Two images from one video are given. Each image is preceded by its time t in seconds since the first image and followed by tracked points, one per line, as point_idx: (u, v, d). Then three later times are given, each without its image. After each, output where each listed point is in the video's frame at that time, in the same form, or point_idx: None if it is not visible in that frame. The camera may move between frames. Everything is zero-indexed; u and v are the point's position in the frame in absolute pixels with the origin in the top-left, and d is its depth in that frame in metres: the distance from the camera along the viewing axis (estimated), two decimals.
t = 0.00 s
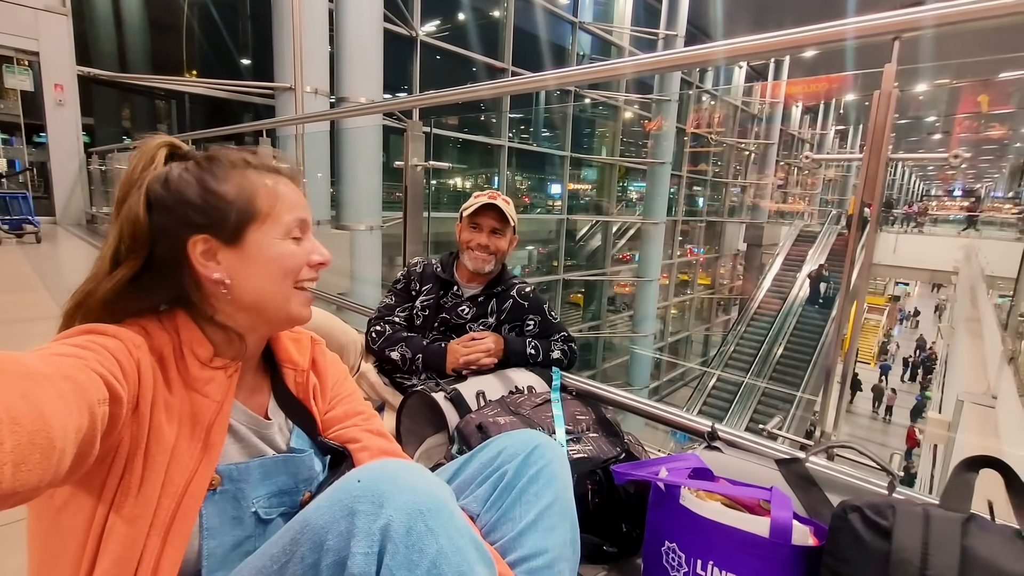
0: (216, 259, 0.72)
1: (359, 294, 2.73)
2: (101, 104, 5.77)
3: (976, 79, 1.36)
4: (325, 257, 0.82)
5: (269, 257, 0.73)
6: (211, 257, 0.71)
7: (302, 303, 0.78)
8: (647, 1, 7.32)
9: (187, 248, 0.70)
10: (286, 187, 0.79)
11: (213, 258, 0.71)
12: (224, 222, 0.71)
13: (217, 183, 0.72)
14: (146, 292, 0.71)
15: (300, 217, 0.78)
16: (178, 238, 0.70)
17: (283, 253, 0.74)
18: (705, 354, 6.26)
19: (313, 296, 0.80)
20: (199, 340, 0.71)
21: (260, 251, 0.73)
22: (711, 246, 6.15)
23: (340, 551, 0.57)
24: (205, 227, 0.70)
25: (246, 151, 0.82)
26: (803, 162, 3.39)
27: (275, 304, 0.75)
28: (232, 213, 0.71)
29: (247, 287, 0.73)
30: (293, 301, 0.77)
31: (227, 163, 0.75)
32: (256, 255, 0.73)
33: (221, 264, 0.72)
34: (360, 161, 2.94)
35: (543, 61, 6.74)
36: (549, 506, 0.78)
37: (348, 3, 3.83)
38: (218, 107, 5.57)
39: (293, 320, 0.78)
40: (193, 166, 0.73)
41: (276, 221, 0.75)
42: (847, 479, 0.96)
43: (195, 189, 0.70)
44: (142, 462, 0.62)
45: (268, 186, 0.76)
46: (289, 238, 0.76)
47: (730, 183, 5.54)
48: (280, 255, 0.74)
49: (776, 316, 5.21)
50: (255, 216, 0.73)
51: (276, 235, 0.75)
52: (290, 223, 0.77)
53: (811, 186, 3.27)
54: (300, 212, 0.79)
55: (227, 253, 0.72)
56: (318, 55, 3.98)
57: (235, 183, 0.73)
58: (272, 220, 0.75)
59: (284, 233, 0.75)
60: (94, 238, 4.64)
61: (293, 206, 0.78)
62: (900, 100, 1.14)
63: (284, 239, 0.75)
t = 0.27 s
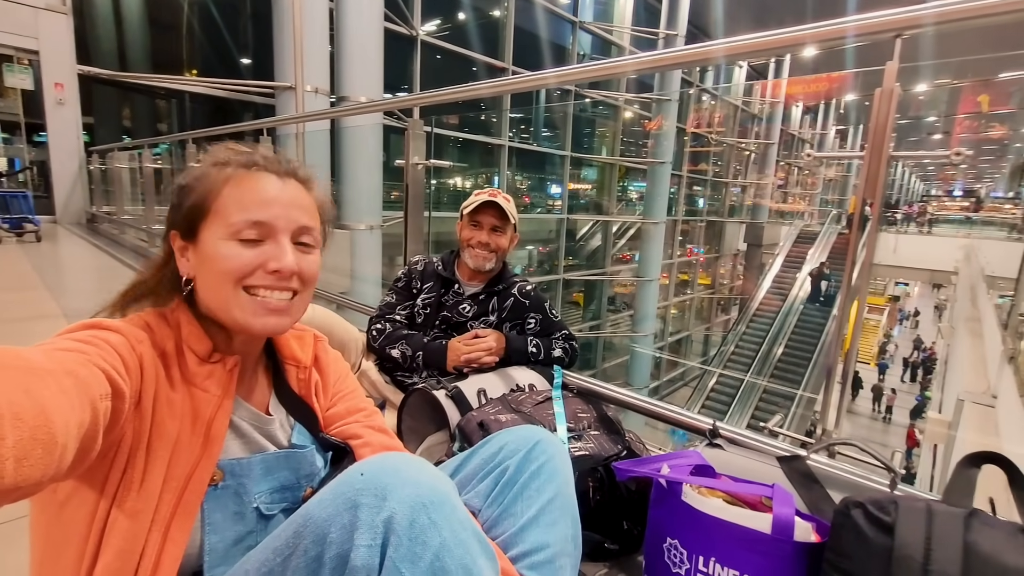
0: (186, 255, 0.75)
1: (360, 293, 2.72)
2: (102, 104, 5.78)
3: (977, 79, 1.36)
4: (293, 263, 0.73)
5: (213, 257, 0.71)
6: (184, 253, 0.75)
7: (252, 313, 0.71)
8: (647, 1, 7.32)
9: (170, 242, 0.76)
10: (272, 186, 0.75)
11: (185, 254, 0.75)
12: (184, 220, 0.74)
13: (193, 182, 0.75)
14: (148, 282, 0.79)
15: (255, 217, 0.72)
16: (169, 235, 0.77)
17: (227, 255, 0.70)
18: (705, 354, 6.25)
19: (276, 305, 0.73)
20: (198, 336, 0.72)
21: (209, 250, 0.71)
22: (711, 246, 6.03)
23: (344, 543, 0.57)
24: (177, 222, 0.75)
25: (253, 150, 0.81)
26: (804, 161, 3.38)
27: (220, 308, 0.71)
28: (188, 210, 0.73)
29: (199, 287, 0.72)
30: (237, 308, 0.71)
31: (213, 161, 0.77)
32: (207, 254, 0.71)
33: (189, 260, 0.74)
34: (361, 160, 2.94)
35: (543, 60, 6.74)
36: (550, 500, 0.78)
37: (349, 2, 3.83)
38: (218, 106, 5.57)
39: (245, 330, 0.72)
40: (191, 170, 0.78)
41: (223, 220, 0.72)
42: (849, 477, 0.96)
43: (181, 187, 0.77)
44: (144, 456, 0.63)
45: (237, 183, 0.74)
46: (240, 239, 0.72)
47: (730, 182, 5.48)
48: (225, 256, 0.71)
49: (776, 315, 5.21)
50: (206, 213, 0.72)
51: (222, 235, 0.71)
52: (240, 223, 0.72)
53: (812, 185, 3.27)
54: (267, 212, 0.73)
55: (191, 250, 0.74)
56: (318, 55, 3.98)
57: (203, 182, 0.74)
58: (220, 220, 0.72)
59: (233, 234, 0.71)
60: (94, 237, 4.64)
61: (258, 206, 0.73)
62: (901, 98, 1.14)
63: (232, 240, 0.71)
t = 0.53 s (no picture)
0: (193, 255, 0.74)
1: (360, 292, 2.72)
2: (102, 103, 5.77)
3: (976, 78, 1.36)
4: (305, 272, 0.73)
5: (223, 262, 0.70)
6: (190, 252, 0.74)
7: (261, 320, 0.72)
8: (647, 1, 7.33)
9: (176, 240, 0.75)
10: (284, 190, 0.75)
11: (193, 254, 0.74)
12: (192, 219, 0.73)
13: (204, 181, 0.74)
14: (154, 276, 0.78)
15: (269, 226, 0.72)
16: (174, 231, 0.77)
17: (238, 262, 0.70)
18: (706, 354, 6.23)
19: (284, 315, 0.73)
20: (200, 334, 0.72)
21: (216, 253, 0.71)
22: (711, 246, 6.16)
23: (339, 540, 0.56)
24: (186, 221, 0.74)
25: (267, 151, 0.80)
26: (804, 161, 3.39)
27: (230, 313, 0.71)
28: (198, 211, 0.72)
29: (208, 290, 0.72)
30: (247, 314, 0.71)
31: (224, 161, 0.76)
32: (215, 256, 0.71)
33: (196, 260, 0.74)
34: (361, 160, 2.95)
35: (543, 59, 6.74)
36: (549, 498, 0.78)
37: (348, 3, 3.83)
38: (219, 106, 5.58)
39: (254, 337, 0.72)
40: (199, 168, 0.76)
41: (236, 225, 0.71)
42: (847, 475, 0.97)
43: (189, 184, 0.75)
44: (145, 453, 0.63)
45: (249, 187, 0.73)
46: (253, 245, 0.71)
47: (731, 182, 5.52)
48: (236, 261, 0.70)
49: (777, 315, 5.27)
50: (218, 216, 0.72)
51: (233, 240, 0.71)
52: (253, 229, 0.71)
53: (812, 185, 3.27)
54: (280, 219, 0.72)
55: (199, 251, 0.73)
56: (318, 54, 3.98)
57: (213, 182, 0.73)
58: (232, 225, 0.71)
59: (244, 240, 0.71)
60: (94, 237, 4.64)
61: (270, 212, 0.72)
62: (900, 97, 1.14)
63: (243, 245, 0.71)
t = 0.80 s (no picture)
0: (202, 258, 0.73)
1: (360, 292, 2.72)
2: (103, 103, 5.76)
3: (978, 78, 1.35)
4: (321, 252, 0.74)
5: (241, 254, 0.70)
6: (197, 256, 0.73)
7: (290, 303, 0.71)
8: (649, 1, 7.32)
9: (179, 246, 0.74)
10: (283, 181, 0.76)
11: (199, 257, 0.73)
12: (197, 219, 0.72)
13: (202, 181, 0.73)
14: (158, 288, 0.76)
15: (279, 210, 0.72)
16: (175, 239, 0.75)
17: (258, 250, 0.70)
18: (706, 355, 6.13)
19: (308, 296, 0.73)
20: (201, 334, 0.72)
21: (233, 247, 0.71)
22: (711, 247, 5.90)
23: (335, 541, 0.56)
24: (189, 226, 0.73)
25: (256, 150, 0.81)
26: (805, 161, 3.38)
27: (254, 302, 0.71)
28: (203, 210, 0.72)
29: (227, 285, 0.71)
30: (272, 299, 0.71)
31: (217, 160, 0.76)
32: (230, 250, 0.71)
33: (205, 263, 0.73)
34: (362, 160, 2.95)
35: (544, 59, 6.73)
36: (547, 499, 0.78)
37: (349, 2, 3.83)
38: (220, 106, 5.58)
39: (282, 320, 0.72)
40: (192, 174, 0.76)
41: (245, 215, 0.71)
42: (847, 475, 0.96)
43: (186, 188, 0.74)
44: (143, 452, 0.63)
45: (248, 181, 0.74)
46: (266, 233, 0.71)
47: (732, 182, 5.42)
48: (254, 251, 0.70)
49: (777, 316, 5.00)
50: (225, 211, 0.72)
51: (248, 230, 0.71)
52: (263, 215, 0.72)
53: (813, 185, 3.27)
54: (286, 205, 0.73)
55: (209, 252, 0.72)
56: (319, 54, 3.98)
57: (214, 181, 0.73)
58: (243, 216, 0.71)
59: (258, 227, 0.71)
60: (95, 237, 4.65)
61: (276, 199, 0.73)
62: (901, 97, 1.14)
63: (257, 233, 0.71)
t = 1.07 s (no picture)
0: (194, 261, 0.73)
1: (360, 293, 2.71)
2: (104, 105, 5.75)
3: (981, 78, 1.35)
4: (313, 265, 0.73)
5: (233, 263, 0.70)
6: (189, 258, 0.73)
7: (279, 314, 0.72)
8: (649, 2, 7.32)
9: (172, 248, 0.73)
10: (277, 186, 0.74)
11: (192, 260, 0.73)
12: (189, 223, 0.71)
13: (194, 184, 0.72)
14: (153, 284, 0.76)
15: (271, 222, 0.71)
16: (168, 239, 0.74)
17: (247, 263, 0.70)
18: (707, 356, 6.09)
19: (298, 307, 0.73)
20: (200, 333, 0.71)
21: (222, 258, 0.70)
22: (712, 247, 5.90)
23: (332, 538, 0.56)
24: (180, 229, 0.72)
25: (250, 146, 0.79)
26: (805, 161, 3.38)
27: (244, 313, 0.71)
28: (195, 217, 0.71)
29: (217, 293, 0.72)
30: (262, 310, 0.71)
31: (210, 160, 0.74)
32: (222, 259, 0.70)
33: (198, 266, 0.73)
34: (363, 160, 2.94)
35: (545, 60, 6.74)
36: (547, 500, 0.77)
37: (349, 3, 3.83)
38: (220, 106, 5.59)
39: (272, 330, 0.73)
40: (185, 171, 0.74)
41: (237, 225, 0.70)
42: (850, 475, 0.96)
43: (177, 190, 0.73)
44: (142, 450, 0.62)
45: (241, 185, 0.72)
46: (257, 243, 0.71)
47: (732, 182, 5.42)
48: (245, 262, 0.70)
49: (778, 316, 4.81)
50: (217, 218, 0.71)
51: (238, 241, 0.70)
52: (255, 227, 0.71)
53: (814, 186, 3.26)
54: (281, 216, 0.72)
55: (200, 257, 0.72)
56: (319, 55, 3.98)
57: (207, 183, 0.72)
58: (234, 226, 0.70)
59: (249, 238, 0.70)
60: (95, 237, 4.64)
61: (270, 210, 0.71)
62: (902, 96, 1.13)
63: (249, 245, 0.70)
